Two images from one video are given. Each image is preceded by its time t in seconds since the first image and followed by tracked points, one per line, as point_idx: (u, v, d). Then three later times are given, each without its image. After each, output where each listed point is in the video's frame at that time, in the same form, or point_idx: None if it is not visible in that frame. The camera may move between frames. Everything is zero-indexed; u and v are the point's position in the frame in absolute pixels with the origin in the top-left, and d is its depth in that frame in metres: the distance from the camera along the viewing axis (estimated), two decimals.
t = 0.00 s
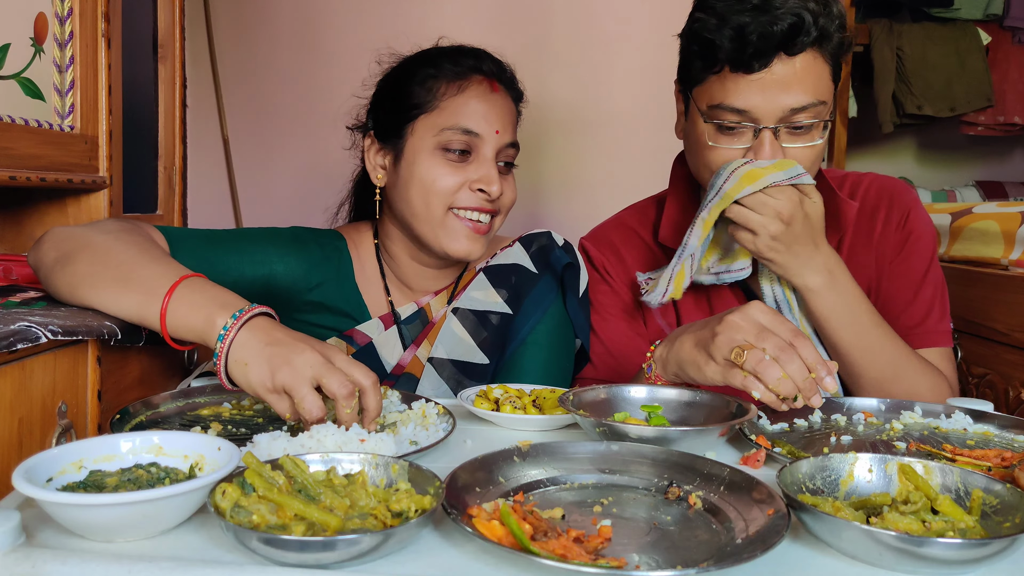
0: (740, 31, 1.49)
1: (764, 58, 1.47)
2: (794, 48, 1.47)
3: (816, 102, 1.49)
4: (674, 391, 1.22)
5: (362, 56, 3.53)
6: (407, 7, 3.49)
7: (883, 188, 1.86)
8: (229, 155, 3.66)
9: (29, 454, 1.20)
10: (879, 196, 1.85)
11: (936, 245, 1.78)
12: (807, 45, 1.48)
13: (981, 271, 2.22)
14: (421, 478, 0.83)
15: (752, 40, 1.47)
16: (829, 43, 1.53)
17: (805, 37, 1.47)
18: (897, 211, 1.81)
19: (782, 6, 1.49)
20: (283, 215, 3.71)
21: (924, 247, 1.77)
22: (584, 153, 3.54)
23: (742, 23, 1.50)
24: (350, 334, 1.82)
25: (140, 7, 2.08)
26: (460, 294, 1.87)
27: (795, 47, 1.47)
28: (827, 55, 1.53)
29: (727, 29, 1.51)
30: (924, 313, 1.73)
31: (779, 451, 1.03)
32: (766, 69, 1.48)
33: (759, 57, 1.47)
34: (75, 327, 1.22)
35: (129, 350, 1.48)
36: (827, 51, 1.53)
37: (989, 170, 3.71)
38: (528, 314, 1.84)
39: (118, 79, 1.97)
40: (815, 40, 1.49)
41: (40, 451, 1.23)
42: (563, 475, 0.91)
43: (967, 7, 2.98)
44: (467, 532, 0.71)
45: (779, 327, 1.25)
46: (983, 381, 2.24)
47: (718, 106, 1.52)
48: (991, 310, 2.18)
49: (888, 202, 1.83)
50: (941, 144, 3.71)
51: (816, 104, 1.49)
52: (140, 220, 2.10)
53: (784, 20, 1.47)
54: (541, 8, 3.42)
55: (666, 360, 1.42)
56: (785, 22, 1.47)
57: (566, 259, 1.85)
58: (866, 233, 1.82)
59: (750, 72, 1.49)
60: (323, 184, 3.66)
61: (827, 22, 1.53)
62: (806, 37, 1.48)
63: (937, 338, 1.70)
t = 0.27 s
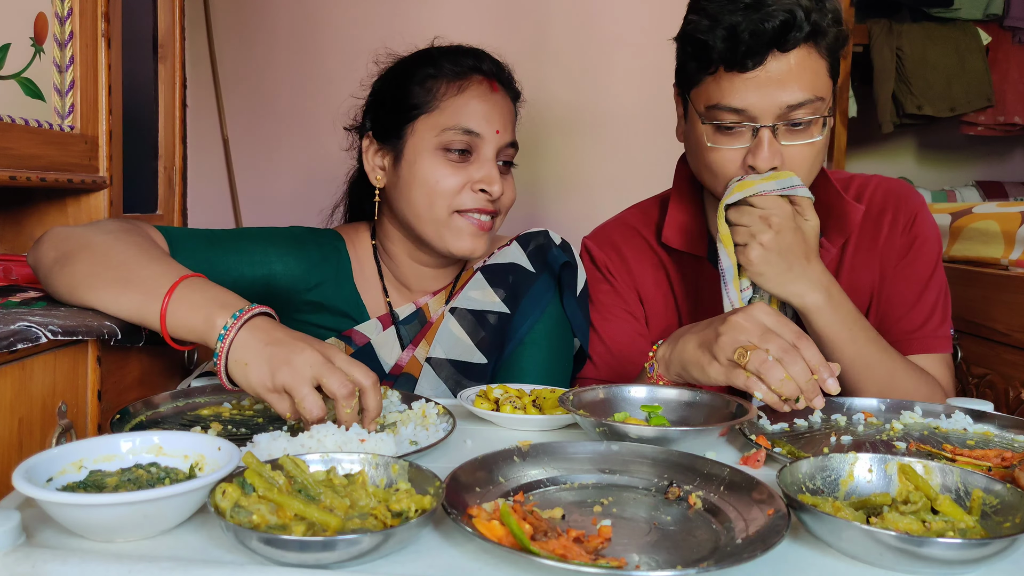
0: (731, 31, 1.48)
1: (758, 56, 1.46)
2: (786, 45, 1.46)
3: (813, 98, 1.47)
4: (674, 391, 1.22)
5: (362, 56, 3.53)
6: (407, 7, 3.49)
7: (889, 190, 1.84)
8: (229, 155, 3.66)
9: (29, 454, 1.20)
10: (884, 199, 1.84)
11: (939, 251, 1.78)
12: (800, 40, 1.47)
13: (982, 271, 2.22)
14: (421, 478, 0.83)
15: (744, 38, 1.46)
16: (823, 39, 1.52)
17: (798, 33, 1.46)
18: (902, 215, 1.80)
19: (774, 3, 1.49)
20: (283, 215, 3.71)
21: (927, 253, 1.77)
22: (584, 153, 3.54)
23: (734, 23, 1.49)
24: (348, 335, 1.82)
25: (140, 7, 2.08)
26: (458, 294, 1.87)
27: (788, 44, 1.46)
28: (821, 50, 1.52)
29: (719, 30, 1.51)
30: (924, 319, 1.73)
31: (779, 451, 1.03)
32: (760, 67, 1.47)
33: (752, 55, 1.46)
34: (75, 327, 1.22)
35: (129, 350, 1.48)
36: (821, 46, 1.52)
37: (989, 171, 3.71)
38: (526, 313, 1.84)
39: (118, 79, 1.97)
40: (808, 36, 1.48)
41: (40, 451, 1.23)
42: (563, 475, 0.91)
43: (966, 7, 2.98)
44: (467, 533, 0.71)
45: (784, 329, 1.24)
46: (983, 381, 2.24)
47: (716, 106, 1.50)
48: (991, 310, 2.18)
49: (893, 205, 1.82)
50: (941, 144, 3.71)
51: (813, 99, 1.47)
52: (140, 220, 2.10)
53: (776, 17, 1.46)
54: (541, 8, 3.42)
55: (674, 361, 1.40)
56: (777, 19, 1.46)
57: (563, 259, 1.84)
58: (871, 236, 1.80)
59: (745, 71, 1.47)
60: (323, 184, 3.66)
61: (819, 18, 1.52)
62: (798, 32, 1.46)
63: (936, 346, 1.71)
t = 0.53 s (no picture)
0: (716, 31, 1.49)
1: (743, 55, 1.46)
2: (772, 43, 1.46)
3: (803, 95, 1.49)
4: (674, 391, 1.22)
5: (361, 56, 3.53)
6: (407, 7, 3.48)
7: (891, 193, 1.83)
8: (229, 155, 3.66)
9: (29, 454, 1.20)
10: (886, 202, 1.83)
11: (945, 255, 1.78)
12: (785, 38, 1.47)
13: (982, 270, 2.22)
14: (421, 478, 0.83)
15: (728, 37, 1.47)
16: (811, 35, 1.52)
17: (782, 30, 1.46)
18: (905, 218, 1.80)
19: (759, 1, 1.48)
20: (283, 215, 3.71)
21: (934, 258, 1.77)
22: (584, 153, 3.54)
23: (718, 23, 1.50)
24: (347, 335, 1.82)
25: (140, 6, 2.08)
26: (456, 294, 1.87)
27: (773, 42, 1.46)
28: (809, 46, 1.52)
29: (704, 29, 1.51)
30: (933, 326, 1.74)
31: (779, 451, 1.03)
32: (745, 67, 1.48)
33: (737, 54, 1.47)
34: (75, 327, 1.22)
35: (129, 350, 1.48)
36: (808, 42, 1.52)
37: (989, 171, 3.71)
38: (523, 313, 1.84)
39: (118, 79, 1.97)
40: (793, 33, 1.48)
41: (40, 451, 1.23)
42: (563, 475, 0.91)
43: (966, 7, 2.98)
44: (467, 533, 0.71)
45: (787, 328, 1.25)
46: (983, 381, 2.24)
47: (706, 106, 1.52)
48: (991, 310, 2.18)
49: (896, 209, 1.81)
50: (941, 144, 3.71)
51: (803, 97, 1.48)
52: (140, 220, 2.10)
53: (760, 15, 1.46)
54: (541, 8, 3.42)
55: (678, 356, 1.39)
56: (761, 18, 1.46)
57: (561, 258, 1.84)
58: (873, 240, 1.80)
59: (731, 70, 1.48)
60: (323, 184, 3.66)
61: (805, 14, 1.52)
62: (783, 29, 1.46)
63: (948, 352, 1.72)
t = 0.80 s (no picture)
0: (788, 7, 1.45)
1: (806, 34, 1.42)
2: (840, 25, 1.41)
3: (865, 85, 1.43)
4: (674, 391, 1.22)
5: (361, 56, 3.53)
6: (407, 7, 3.49)
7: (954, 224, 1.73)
8: (229, 155, 3.66)
9: (29, 454, 1.20)
10: (949, 233, 1.73)
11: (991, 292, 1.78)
12: (854, 21, 1.41)
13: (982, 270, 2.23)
14: (421, 478, 0.83)
15: (797, 15, 1.43)
16: (885, 27, 1.45)
17: (852, 11, 1.41)
18: (964, 254, 1.73)
19: None
20: (283, 215, 3.71)
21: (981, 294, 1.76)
22: (585, 152, 3.54)
23: None
24: (347, 331, 1.83)
25: (140, 7, 2.08)
26: (456, 291, 1.86)
27: (841, 24, 1.41)
28: (879, 34, 1.45)
29: (775, 6, 1.48)
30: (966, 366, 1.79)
31: (779, 451, 1.03)
32: (811, 48, 1.43)
33: (803, 32, 1.42)
34: (75, 327, 1.22)
35: (129, 350, 1.48)
36: (878, 30, 1.44)
37: (989, 171, 3.71)
38: (523, 312, 1.86)
39: (118, 80, 1.97)
40: (864, 18, 1.42)
41: (40, 451, 1.23)
42: (563, 475, 0.91)
43: (967, 7, 2.98)
44: (467, 533, 0.71)
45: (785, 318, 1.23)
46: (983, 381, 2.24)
47: (768, 84, 1.47)
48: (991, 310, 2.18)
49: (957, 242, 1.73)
50: (942, 144, 3.71)
51: (865, 87, 1.43)
52: (140, 220, 2.10)
53: None
54: (541, 8, 3.42)
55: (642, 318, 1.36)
56: None
57: (564, 256, 1.87)
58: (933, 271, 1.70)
59: (793, 49, 1.44)
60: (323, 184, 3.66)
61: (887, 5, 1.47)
62: (853, 11, 1.41)
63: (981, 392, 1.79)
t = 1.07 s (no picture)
0: None
1: (846, 26, 1.40)
2: (880, 19, 1.40)
3: (902, 82, 1.42)
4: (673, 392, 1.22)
5: (362, 56, 3.53)
6: (408, 7, 3.49)
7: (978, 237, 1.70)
8: (229, 154, 3.66)
9: (29, 454, 1.20)
10: (971, 245, 1.70)
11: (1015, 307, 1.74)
12: (894, 15, 1.40)
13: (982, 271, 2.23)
14: (421, 478, 0.83)
15: (837, 5, 1.41)
16: (924, 24, 1.43)
17: (894, 6, 1.39)
18: (986, 268, 1.70)
19: None
20: (283, 215, 3.71)
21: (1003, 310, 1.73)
22: (585, 152, 3.54)
23: None
24: (347, 331, 1.82)
25: (140, 7, 2.08)
26: (457, 290, 1.86)
27: (881, 18, 1.40)
28: (918, 31, 1.43)
29: None
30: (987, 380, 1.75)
31: (779, 451, 1.03)
32: (849, 41, 1.41)
33: (841, 24, 1.40)
34: (75, 327, 1.22)
35: (129, 350, 1.48)
36: (918, 27, 1.43)
37: (990, 171, 3.71)
38: (525, 312, 1.87)
39: (118, 79, 1.97)
40: (903, 13, 1.40)
41: (40, 451, 1.23)
42: (563, 475, 0.91)
43: (967, 7, 3.02)
44: (467, 533, 0.71)
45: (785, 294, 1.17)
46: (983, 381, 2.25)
47: (801, 77, 1.46)
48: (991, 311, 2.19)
49: (979, 255, 1.70)
50: (942, 144, 3.71)
51: (901, 84, 1.41)
52: (140, 220, 2.10)
53: None
54: (541, 8, 3.42)
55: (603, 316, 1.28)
56: None
57: (564, 257, 1.89)
58: (950, 282, 1.69)
59: (832, 41, 1.42)
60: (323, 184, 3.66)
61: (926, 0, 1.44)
62: (894, 5, 1.40)
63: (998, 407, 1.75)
